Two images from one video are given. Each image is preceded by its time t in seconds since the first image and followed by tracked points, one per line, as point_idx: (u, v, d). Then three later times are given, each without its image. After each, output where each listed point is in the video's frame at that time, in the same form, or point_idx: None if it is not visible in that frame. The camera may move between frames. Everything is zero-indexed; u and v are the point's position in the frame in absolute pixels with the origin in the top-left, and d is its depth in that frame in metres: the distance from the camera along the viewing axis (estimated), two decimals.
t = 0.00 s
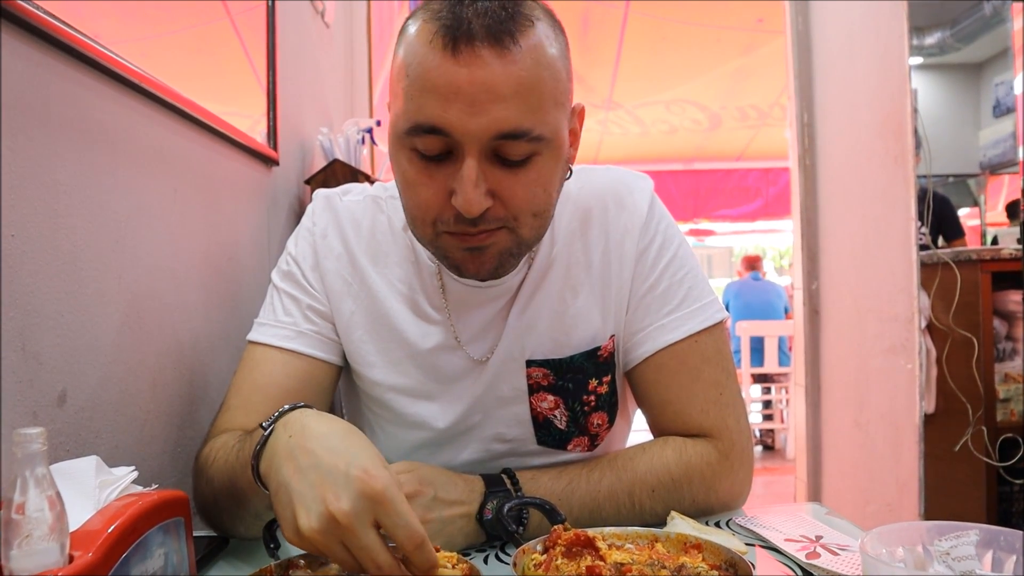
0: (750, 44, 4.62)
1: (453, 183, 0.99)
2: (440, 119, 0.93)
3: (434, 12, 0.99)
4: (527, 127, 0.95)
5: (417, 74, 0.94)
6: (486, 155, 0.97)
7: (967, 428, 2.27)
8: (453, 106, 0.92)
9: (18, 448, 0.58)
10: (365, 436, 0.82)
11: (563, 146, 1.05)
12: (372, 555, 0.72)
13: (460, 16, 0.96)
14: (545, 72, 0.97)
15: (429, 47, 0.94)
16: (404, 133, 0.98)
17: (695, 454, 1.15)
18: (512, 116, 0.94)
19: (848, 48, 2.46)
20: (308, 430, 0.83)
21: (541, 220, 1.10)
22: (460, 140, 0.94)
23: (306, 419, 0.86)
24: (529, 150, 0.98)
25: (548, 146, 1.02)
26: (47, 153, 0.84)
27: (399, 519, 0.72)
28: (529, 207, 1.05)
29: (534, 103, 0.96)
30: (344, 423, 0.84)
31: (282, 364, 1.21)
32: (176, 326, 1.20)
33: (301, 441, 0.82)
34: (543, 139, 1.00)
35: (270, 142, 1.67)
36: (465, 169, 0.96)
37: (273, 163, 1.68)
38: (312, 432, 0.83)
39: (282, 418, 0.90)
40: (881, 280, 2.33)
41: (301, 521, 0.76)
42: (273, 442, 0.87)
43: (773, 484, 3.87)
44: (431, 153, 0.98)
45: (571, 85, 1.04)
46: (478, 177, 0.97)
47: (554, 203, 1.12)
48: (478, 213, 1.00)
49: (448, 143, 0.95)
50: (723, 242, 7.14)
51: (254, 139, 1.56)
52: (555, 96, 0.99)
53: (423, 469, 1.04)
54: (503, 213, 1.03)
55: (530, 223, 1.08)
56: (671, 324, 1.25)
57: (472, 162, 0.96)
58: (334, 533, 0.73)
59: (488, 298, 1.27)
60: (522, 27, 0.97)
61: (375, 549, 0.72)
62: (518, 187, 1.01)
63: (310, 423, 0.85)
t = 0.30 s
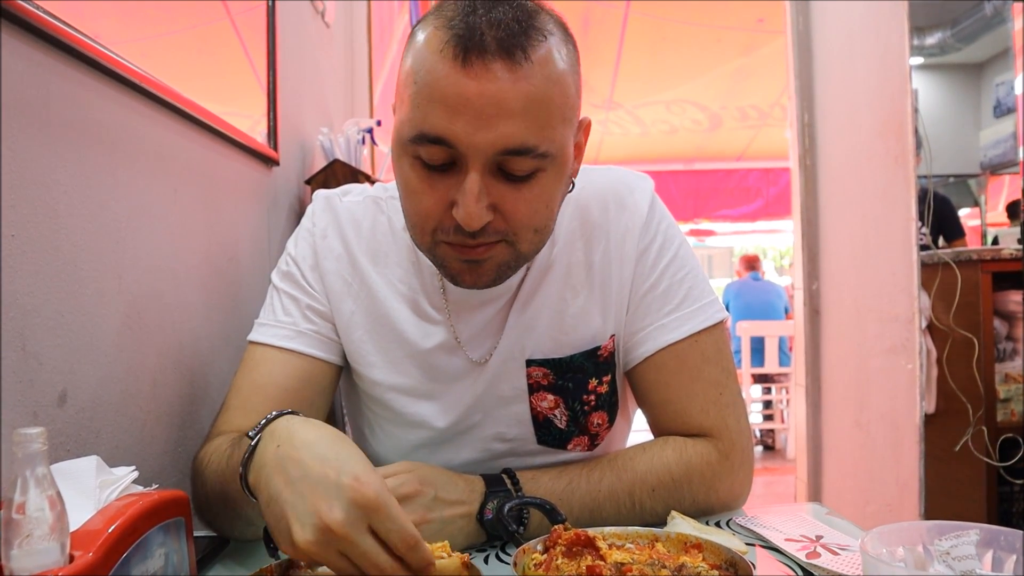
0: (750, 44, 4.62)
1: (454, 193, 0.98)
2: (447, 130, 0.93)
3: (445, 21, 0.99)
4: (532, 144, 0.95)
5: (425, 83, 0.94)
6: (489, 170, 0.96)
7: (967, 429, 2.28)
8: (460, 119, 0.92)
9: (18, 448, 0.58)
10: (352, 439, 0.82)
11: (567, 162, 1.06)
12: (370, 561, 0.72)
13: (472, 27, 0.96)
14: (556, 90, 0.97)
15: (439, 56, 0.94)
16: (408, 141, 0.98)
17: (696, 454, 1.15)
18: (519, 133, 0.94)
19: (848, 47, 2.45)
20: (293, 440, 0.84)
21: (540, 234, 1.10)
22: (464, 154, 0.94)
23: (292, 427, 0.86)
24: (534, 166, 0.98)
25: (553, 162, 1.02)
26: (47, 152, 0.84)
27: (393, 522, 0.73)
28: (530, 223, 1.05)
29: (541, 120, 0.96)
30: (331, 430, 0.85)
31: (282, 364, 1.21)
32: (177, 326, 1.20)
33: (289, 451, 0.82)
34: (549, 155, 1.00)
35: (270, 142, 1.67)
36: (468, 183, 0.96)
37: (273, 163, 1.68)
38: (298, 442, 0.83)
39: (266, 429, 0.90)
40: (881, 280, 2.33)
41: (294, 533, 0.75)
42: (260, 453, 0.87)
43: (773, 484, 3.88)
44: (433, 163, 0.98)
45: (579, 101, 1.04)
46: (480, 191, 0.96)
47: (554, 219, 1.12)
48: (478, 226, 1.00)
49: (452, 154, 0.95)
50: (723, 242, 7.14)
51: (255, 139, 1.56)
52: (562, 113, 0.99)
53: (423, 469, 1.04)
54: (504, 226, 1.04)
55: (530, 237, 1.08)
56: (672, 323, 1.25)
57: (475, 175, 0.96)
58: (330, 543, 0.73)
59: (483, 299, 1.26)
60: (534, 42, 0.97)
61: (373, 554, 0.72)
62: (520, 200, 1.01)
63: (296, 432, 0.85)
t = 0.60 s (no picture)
0: (751, 44, 4.62)
1: (453, 202, 0.99)
2: (446, 139, 0.93)
3: (445, 28, 0.99)
4: (532, 153, 0.95)
5: (425, 90, 0.94)
6: (489, 178, 0.96)
7: (968, 429, 2.29)
8: (459, 128, 0.92)
9: (18, 448, 0.58)
10: (340, 440, 0.83)
11: (567, 170, 1.06)
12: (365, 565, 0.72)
13: (472, 35, 0.96)
14: (557, 100, 0.97)
15: (439, 63, 0.94)
16: (408, 148, 0.98)
17: (697, 454, 1.15)
18: (518, 142, 0.94)
19: (849, 48, 2.42)
20: (279, 447, 0.84)
21: (538, 242, 1.10)
22: (463, 163, 0.94)
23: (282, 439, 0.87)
24: (534, 175, 0.98)
25: (553, 170, 1.02)
26: (47, 152, 0.84)
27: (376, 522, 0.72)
28: (528, 232, 1.06)
29: (542, 129, 0.96)
30: (315, 433, 0.85)
31: (283, 364, 1.21)
32: (177, 326, 1.20)
33: (274, 460, 0.83)
34: (549, 164, 1.00)
35: (271, 142, 1.68)
36: (467, 191, 0.96)
37: (274, 163, 1.68)
38: (283, 449, 0.83)
39: (250, 434, 0.90)
40: (882, 280, 2.31)
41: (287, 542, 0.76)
42: (246, 461, 0.87)
43: (773, 484, 3.88)
44: (432, 171, 0.98)
45: (580, 109, 1.04)
46: (479, 201, 0.96)
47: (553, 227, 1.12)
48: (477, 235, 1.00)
49: (452, 162, 0.95)
50: (724, 242, 7.14)
51: (256, 139, 1.56)
52: (562, 122, 0.99)
53: (423, 469, 1.04)
54: (503, 235, 1.04)
55: (528, 245, 1.08)
56: (673, 324, 1.25)
57: (474, 185, 0.96)
58: (325, 551, 0.74)
59: (485, 302, 1.27)
60: (535, 49, 0.97)
61: (367, 557, 0.72)
62: (520, 209, 1.01)
63: (280, 438, 0.85)
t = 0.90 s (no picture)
0: (752, 44, 4.62)
1: (452, 193, 0.99)
2: (446, 129, 0.93)
3: (448, 20, 0.99)
4: (532, 144, 0.95)
5: (426, 80, 0.94)
6: (488, 170, 0.97)
7: (969, 429, 2.29)
8: (459, 118, 0.92)
9: (18, 449, 0.58)
10: (275, 417, 0.86)
11: (567, 165, 1.06)
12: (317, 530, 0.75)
13: (474, 27, 0.96)
14: (558, 93, 0.97)
15: (440, 52, 0.94)
16: (408, 139, 0.98)
17: (698, 456, 1.14)
18: (518, 134, 0.94)
19: (849, 50, 2.40)
20: (229, 438, 0.86)
21: (536, 235, 1.10)
22: (463, 153, 0.94)
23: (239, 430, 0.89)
24: (533, 167, 0.98)
25: (552, 164, 1.02)
26: (46, 153, 0.84)
27: (320, 490, 0.74)
28: (526, 225, 1.06)
29: (542, 121, 0.96)
30: (253, 416, 0.88)
31: (284, 364, 1.21)
32: (177, 327, 1.20)
33: (220, 453, 0.86)
34: (548, 157, 1.00)
35: (273, 143, 1.68)
36: (466, 183, 0.96)
37: (275, 164, 1.68)
38: (224, 441, 0.86)
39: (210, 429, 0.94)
40: (883, 280, 2.30)
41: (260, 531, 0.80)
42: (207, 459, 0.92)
43: (774, 485, 3.88)
44: (430, 162, 0.98)
45: (581, 104, 1.04)
46: (478, 192, 0.96)
47: (552, 221, 1.12)
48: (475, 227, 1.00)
49: (451, 152, 0.95)
50: (724, 242, 7.14)
51: (257, 140, 1.56)
52: (563, 115, 0.99)
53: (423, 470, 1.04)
54: (501, 228, 1.03)
55: (526, 239, 1.08)
56: (674, 325, 1.24)
57: (473, 175, 0.96)
58: (282, 526, 0.77)
59: (485, 301, 1.26)
60: (535, 42, 0.97)
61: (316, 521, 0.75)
62: (518, 201, 1.01)
63: (223, 431, 0.89)
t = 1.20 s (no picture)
0: (752, 44, 4.61)
1: (449, 192, 0.99)
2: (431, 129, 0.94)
3: (423, 23, 1.00)
4: (517, 131, 0.96)
5: (408, 88, 0.95)
6: (480, 163, 0.97)
7: (969, 429, 2.29)
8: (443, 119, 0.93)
9: (18, 449, 0.57)
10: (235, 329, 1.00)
11: (558, 150, 1.05)
12: (272, 392, 0.87)
13: (445, 27, 0.97)
14: (537, 79, 0.97)
15: (418, 59, 0.96)
16: (398, 146, 0.99)
17: (699, 456, 1.14)
18: (502, 125, 0.94)
19: (849, 51, 2.38)
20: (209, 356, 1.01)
21: (537, 225, 1.09)
22: (453, 149, 0.95)
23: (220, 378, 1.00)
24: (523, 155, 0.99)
25: (544, 151, 1.02)
26: (47, 155, 0.84)
27: (258, 355, 0.88)
28: (525, 214, 1.05)
29: (524, 109, 0.96)
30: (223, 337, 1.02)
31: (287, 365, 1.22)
32: (178, 328, 1.20)
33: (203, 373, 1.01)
34: (537, 142, 1.00)
35: (273, 144, 1.68)
36: (461, 179, 0.97)
37: (275, 164, 1.69)
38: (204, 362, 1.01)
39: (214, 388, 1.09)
40: (882, 281, 2.30)
41: (242, 420, 0.92)
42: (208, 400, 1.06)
43: (774, 485, 3.88)
44: (423, 162, 0.99)
45: (564, 87, 1.04)
46: (473, 187, 0.97)
47: (551, 208, 1.12)
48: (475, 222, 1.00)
49: (441, 152, 0.96)
50: (724, 243, 7.14)
51: (257, 141, 1.56)
52: (546, 100, 0.99)
53: (423, 471, 1.04)
54: (502, 221, 1.03)
55: (527, 227, 1.08)
56: (673, 325, 1.24)
57: (466, 172, 0.96)
58: (250, 406, 0.89)
59: (485, 300, 1.27)
60: (508, 33, 0.97)
61: (267, 386, 0.87)
62: (516, 191, 1.01)
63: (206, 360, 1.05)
